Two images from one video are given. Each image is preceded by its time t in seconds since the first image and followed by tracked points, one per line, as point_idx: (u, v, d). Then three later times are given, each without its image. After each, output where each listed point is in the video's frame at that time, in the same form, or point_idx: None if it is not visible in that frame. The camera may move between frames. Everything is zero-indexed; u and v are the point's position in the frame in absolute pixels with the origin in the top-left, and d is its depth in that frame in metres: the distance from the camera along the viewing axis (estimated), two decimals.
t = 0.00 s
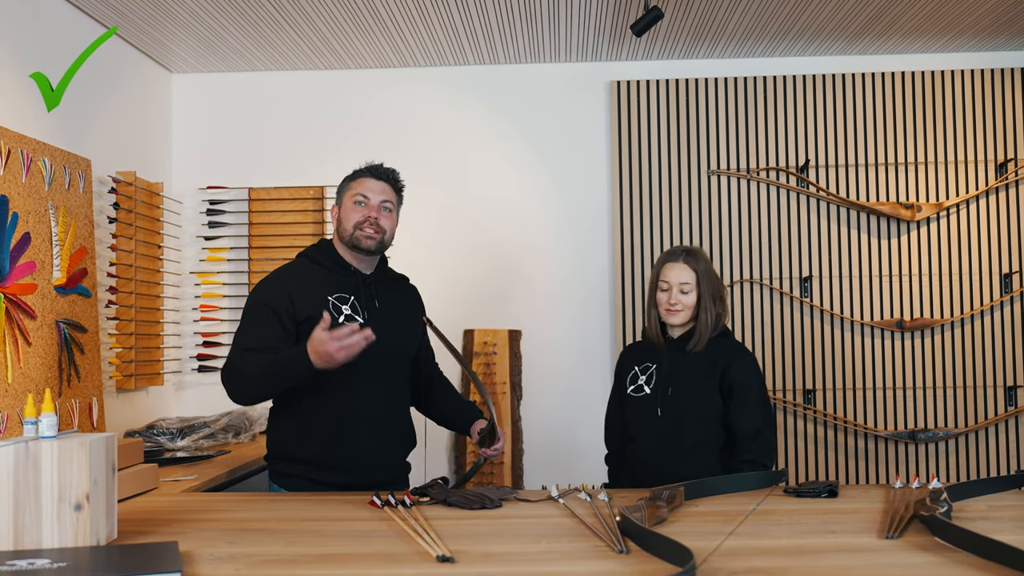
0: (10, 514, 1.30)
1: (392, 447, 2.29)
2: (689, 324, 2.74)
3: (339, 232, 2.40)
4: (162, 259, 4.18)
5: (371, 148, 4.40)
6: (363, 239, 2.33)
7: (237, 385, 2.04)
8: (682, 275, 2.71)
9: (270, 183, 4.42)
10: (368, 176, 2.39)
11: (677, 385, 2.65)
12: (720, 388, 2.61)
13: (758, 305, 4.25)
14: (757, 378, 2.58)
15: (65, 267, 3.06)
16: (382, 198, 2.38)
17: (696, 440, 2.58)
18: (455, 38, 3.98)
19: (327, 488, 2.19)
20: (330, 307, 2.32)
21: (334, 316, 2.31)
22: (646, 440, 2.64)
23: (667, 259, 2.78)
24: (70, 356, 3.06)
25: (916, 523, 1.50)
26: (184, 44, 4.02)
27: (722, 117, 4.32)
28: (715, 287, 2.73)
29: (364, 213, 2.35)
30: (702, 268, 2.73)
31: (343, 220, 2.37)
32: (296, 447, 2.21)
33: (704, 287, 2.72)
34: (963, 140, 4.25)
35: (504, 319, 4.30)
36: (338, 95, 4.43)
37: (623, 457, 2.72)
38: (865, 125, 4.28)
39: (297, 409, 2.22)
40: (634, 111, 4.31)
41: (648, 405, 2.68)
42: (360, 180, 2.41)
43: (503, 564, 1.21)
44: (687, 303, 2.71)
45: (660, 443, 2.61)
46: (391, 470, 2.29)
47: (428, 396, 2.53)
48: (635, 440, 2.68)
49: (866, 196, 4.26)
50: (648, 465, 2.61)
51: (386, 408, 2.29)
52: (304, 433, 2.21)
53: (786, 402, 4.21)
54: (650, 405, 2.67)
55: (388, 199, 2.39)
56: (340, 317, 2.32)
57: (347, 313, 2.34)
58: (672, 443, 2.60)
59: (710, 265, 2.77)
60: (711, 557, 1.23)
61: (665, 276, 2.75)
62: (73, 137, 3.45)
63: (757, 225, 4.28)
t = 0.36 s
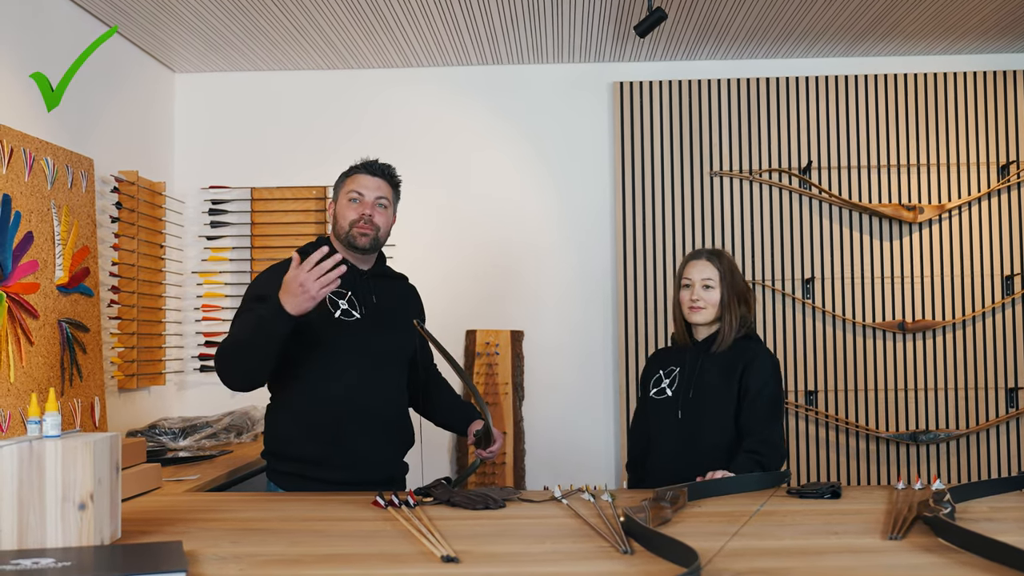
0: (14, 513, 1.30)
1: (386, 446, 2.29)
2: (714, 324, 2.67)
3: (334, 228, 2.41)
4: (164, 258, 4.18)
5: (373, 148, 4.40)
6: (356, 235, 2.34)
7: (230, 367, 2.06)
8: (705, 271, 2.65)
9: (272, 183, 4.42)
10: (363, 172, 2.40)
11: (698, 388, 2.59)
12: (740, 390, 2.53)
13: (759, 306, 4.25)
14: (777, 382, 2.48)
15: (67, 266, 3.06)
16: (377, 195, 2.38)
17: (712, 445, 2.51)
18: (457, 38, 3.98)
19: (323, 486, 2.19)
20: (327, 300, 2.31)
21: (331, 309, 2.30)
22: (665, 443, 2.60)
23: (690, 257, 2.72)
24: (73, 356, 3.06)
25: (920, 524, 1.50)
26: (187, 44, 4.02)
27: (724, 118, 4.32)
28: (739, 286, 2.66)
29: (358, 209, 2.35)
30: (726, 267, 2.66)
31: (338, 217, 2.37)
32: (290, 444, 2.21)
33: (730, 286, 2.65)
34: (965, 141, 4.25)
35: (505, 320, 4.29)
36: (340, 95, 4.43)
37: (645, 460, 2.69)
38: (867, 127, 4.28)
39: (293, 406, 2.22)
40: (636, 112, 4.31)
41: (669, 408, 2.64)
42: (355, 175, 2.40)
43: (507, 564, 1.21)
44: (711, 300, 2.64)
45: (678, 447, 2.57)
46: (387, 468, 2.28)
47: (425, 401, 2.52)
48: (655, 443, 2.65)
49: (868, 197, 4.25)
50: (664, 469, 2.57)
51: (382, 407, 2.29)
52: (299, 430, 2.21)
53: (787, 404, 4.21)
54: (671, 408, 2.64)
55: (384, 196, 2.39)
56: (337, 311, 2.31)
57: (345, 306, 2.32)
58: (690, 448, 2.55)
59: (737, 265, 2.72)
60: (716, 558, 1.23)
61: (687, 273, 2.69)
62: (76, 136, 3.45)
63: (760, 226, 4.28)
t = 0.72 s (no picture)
0: (14, 513, 1.29)
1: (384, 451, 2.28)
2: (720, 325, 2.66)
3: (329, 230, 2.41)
4: (161, 259, 4.17)
5: (371, 149, 4.40)
6: (351, 241, 2.35)
7: (231, 385, 2.04)
8: (707, 271, 2.64)
9: (270, 184, 4.41)
10: (357, 176, 2.38)
11: (703, 392, 2.58)
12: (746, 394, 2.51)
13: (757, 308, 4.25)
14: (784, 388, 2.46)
15: (65, 267, 3.06)
16: (371, 200, 2.37)
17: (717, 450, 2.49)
18: (456, 39, 3.98)
19: (318, 487, 2.19)
20: (321, 302, 2.31)
21: (326, 309, 2.30)
22: (669, 446, 2.60)
23: (696, 257, 2.71)
24: (70, 356, 3.05)
25: (920, 526, 1.50)
26: (186, 45, 4.01)
27: (722, 120, 4.32)
28: (747, 286, 2.63)
29: (352, 216, 2.35)
30: (732, 267, 2.64)
31: (332, 222, 2.37)
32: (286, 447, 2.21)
33: (735, 286, 2.62)
34: (962, 143, 4.26)
35: (503, 322, 4.29)
36: (338, 96, 4.42)
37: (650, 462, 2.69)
38: (864, 129, 4.29)
39: (287, 409, 2.22)
40: (635, 114, 4.32)
41: (675, 411, 2.64)
42: (348, 179, 2.39)
43: (508, 566, 1.21)
44: (713, 301, 2.63)
45: (683, 451, 2.57)
46: (382, 469, 2.27)
47: (421, 403, 2.52)
48: (659, 446, 2.64)
49: (866, 199, 4.26)
50: (670, 472, 2.58)
51: (377, 409, 2.28)
52: (294, 432, 2.21)
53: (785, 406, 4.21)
54: (676, 411, 2.63)
55: (378, 201, 2.39)
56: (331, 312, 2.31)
57: (340, 308, 2.32)
58: (695, 451, 2.54)
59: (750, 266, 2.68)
60: (717, 559, 1.23)
61: (691, 273, 2.69)
62: (74, 136, 3.44)
63: (758, 228, 4.28)
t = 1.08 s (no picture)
0: (15, 514, 1.29)
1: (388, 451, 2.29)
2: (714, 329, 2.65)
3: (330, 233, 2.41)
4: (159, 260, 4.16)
5: (370, 150, 4.39)
6: (354, 242, 2.34)
7: (228, 397, 2.07)
8: (700, 275, 2.66)
9: (268, 185, 4.41)
10: (359, 178, 2.38)
11: (703, 396, 2.58)
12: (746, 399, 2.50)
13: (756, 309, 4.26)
14: (784, 391, 2.45)
15: (63, 267, 3.05)
16: (372, 201, 2.37)
17: (717, 455, 2.49)
18: (455, 40, 3.98)
19: (320, 488, 2.19)
20: (321, 302, 2.30)
21: (325, 310, 2.29)
22: (670, 451, 2.60)
23: (694, 262, 2.73)
24: (68, 358, 3.04)
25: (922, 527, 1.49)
26: (184, 46, 4.01)
27: (721, 121, 4.32)
28: (742, 290, 2.62)
29: (354, 217, 2.35)
30: (727, 270, 2.64)
31: (333, 223, 2.37)
32: (288, 449, 2.21)
33: (729, 290, 2.62)
34: (960, 144, 4.27)
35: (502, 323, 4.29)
36: (337, 97, 4.42)
37: (651, 465, 2.69)
38: (863, 130, 4.29)
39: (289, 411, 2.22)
40: (633, 115, 4.32)
41: (675, 415, 2.64)
42: (350, 181, 2.39)
43: (511, 568, 1.21)
44: (705, 305, 2.63)
45: (682, 455, 2.57)
46: (384, 469, 2.26)
47: (423, 404, 2.51)
48: (660, 450, 2.64)
49: (864, 200, 4.27)
50: (670, 476, 2.58)
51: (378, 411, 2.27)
52: (295, 434, 2.21)
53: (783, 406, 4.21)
54: (676, 416, 2.63)
55: (379, 203, 2.39)
56: (331, 312, 2.29)
57: (339, 308, 2.31)
58: (695, 456, 2.53)
59: (747, 269, 2.68)
60: (720, 560, 1.23)
61: (687, 277, 2.71)
62: (72, 137, 3.43)
63: (757, 229, 4.28)
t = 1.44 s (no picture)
0: (13, 513, 1.28)
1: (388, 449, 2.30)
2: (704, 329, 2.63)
3: (337, 232, 2.40)
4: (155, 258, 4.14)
5: (367, 147, 4.38)
6: (362, 243, 2.34)
7: (245, 396, 2.09)
8: (689, 274, 2.64)
9: (265, 183, 4.40)
10: (369, 179, 2.37)
11: (696, 395, 2.58)
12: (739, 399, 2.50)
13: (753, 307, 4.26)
14: (778, 390, 2.45)
15: (59, 266, 3.03)
16: (382, 203, 2.36)
17: (711, 454, 2.49)
18: (452, 38, 3.97)
19: (326, 486, 2.18)
20: (326, 302, 2.29)
21: (330, 311, 2.28)
22: (663, 450, 2.61)
23: (687, 260, 2.71)
24: (64, 356, 3.03)
25: (921, 525, 1.49)
26: (180, 43, 3.99)
27: (717, 119, 4.32)
28: (733, 289, 2.59)
29: (363, 218, 2.34)
30: (718, 270, 2.61)
31: (342, 224, 2.36)
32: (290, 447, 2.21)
33: (720, 289, 2.59)
34: (957, 142, 4.27)
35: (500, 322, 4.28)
36: (333, 95, 4.41)
37: (646, 463, 2.70)
38: (859, 129, 4.30)
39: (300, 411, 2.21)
40: (630, 112, 4.31)
41: (668, 414, 2.64)
42: (360, 181, 2.37)
43: (510, 566, 1.20)
44: (693, 304, 2.61)
45: (675, 454, 2.57)
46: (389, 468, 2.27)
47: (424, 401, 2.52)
48: (653, 449, 2.65)
49: (860, 198, 4.27)
50: (664, 476, 2.58)
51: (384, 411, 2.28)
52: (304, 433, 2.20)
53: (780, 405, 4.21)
54: (669, 414, 2.64)
55: (388, 205, 2.38)
56: (336, 313, 2.29)
57: (344, 309, 2.30)
58: (688, 455, 2.54)
59: (740, 267, 2.65)
60: (721, 559, 1.23)
61: (679, 276, 2.70)
62: (68, 135, 3.42)
63: (753, 227, 4.28)
